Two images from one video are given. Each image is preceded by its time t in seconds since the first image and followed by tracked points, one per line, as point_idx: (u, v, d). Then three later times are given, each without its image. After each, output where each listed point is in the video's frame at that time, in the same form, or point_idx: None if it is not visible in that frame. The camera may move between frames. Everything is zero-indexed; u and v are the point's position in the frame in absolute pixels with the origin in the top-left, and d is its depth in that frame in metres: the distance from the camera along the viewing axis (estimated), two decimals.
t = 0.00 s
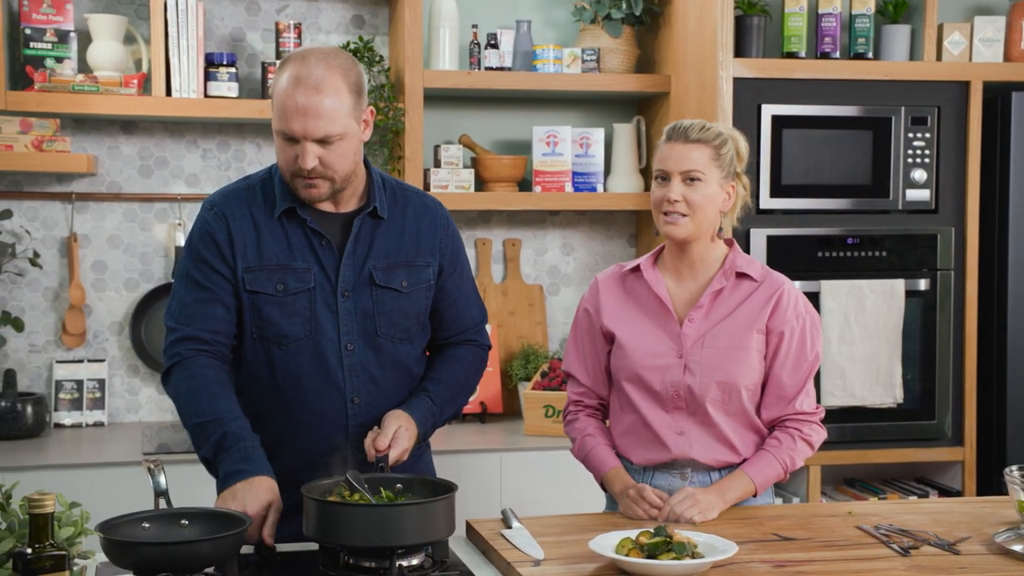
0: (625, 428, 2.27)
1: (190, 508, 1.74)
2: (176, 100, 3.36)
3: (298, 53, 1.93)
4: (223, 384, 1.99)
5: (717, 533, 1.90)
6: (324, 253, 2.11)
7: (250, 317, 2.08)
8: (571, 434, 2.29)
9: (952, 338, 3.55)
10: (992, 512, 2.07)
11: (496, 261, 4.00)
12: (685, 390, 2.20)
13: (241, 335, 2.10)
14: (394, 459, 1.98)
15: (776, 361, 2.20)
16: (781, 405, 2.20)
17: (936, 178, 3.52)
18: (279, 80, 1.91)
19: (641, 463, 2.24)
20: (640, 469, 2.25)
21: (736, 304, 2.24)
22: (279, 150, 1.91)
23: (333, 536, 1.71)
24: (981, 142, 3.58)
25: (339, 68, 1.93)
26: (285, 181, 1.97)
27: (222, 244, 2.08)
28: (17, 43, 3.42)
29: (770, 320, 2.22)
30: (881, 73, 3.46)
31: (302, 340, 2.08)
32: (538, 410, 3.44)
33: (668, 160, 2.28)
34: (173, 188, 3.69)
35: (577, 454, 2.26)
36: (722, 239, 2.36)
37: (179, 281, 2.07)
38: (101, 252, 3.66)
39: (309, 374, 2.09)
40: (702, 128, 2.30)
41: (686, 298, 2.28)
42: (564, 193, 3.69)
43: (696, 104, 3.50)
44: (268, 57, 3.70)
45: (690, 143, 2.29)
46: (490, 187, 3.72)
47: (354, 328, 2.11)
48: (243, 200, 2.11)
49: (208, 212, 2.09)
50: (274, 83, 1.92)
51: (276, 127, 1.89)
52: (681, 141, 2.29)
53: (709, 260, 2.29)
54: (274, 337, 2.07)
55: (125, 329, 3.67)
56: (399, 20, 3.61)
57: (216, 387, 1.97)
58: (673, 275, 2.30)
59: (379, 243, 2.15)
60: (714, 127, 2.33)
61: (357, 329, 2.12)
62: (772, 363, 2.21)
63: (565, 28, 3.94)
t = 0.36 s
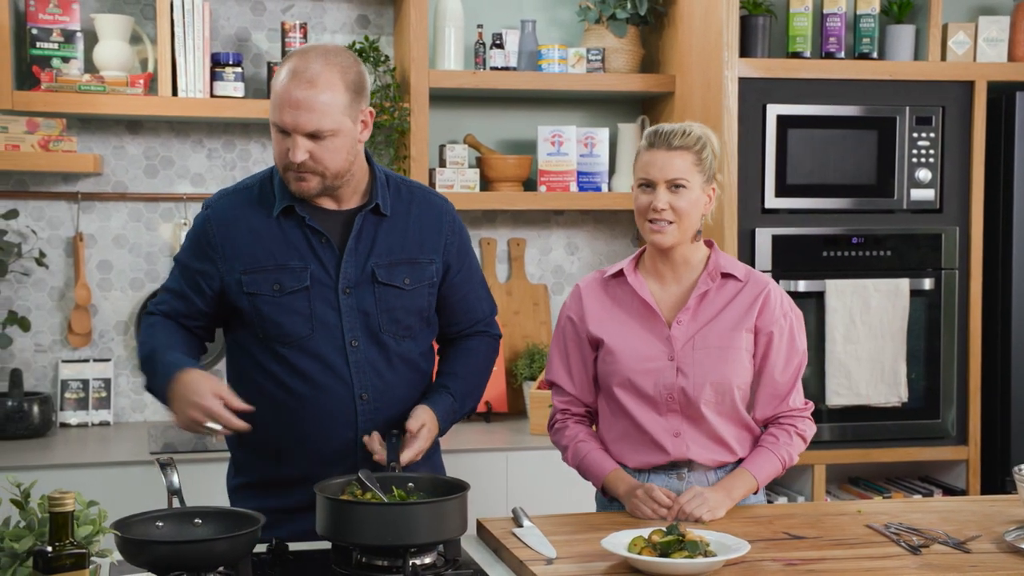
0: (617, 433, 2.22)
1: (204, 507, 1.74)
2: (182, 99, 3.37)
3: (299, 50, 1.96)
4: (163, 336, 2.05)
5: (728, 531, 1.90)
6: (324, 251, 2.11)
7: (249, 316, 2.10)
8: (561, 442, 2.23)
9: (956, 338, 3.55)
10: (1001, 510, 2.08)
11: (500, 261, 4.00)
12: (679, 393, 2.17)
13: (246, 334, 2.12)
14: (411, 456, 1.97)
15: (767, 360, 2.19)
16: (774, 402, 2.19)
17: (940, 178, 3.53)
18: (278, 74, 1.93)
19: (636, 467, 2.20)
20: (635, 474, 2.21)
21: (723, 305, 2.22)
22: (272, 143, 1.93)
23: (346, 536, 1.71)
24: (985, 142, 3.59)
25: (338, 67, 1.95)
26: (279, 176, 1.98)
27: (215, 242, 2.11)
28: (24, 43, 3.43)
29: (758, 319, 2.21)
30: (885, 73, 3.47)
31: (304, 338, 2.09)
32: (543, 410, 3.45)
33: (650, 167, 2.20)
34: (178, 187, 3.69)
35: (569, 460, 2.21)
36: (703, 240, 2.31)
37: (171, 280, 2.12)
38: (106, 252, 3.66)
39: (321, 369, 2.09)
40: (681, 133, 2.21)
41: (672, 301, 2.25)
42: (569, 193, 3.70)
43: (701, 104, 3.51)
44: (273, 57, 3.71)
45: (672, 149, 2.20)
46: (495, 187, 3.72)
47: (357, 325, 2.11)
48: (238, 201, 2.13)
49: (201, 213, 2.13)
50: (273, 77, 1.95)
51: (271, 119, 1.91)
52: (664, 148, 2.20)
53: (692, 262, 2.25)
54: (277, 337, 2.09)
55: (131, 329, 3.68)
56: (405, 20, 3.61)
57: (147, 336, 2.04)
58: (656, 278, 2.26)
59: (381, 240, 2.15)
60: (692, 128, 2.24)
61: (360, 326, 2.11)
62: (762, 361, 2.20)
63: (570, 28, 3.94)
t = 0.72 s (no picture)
0: (632, 436, 2.23)
1: (217, 506, 1.75)
2: (188, 99, 3.37)
3: (245, 63, 1.88)
4: (115, 394, 1.89)
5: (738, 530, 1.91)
6: (300, 266, 2.07)
7: (238, 344, 2.08)
8: (569, 444, 2.25)
9: (959, 337, 3.56)
10: (1008, 509, 2.09)
11: (504, 261, 4.01)
12: (693, 395, 2.18)
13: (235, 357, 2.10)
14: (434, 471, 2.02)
15: (776, 355, 2.19)
16: (782, 398, 2.19)
17: (944, 177, 3.54)
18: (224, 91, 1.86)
19: (652, 469, 2.21)
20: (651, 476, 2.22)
21: (731, 303, 2.22)
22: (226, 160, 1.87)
23: (359, 534, 1.72)
24: (989, 142, 3.59)
25: (287, 77, 1.87)
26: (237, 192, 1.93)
27: (190, 274, 2.06)
28: (29, 43, 3.42)
29: (766, 315, 2.21)
30: (889, 74, 3.47)
31: (294, 356, 2.07)
32: (548, 409, 3.47)
33: (658, 167, 2.19)
34: (183, 187, 3.69)
35: (579, 463, 2.22)
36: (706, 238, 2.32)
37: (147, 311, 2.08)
38: (111, 251, 3.66)
39: (317, 379, 2.07)
40: (686, 132, 2.23)
41: (679, 301, 2.25)
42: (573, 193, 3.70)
43: (705, 104, 3.52)
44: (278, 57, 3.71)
45: (681, 149, 2.21)
46: (499, 186, 3.73)
47: (341, 332, 2.08)
48: (208, 232, 2.08)
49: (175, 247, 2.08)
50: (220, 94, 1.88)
51: (223, 139, 1.85)
52: (672, 147, 2.21)
53: (695, 261, 2.26)
54: (266, 357, 2.07)
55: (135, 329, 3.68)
56: (410, 20, 3.62)
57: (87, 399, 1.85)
58: (662, 280, 2.27)
59: (353, 240, 2.12)
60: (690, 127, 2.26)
61: (344, 332, 2.08)
62: (771, 357, 2.20)
63: (574, 28, 3.95)
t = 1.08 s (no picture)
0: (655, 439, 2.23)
1: (233, 505, 1.76)
2: (195, 100, 3.37)
3: (258, 60, 1.90)
4: (139, 406, 1.84)
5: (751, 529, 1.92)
6: (318, 263, 2.08)
7: (257, 346, 2.07)
8: (590, 442, 2.26)
9: (965, 337, 3.57)
10: (1019, 508, 2.09)
11: (510, 260, 4.02)
12: (717, 402, 2.17)
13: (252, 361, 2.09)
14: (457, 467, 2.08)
15: (798, 360, 2.19)
16: (802, 399, 2.19)
17: (949, 177, 3.55)
18: (241, 87, 1.88)
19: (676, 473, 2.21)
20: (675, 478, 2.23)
21: (754, 308, 2.21)
22: (247, 156, 1.89)
23: (376, 533, 1.73)
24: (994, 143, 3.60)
25: (302, 70, 1.90)
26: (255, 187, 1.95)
27: (209, 280, 2.05)
28: (38, 43, 3.43)
29: (789, 320, 2.19)
30: (895, 73, 3.48)
31: (315, 352, 2.07)
32: (555, 408, 3.48)
33: (681, 184, 2.10)
34: (190, 187, 3.70)
35: (601, 460, 2.23)
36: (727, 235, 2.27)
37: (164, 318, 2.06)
38: (118, 251, 3.67)
39: (339, 374, 2.07)
40: (710, 142, 2.12)
41: (701, 305, 2.24)
42: (580, 193, 3.71)
43: (711, 104, 3.53)
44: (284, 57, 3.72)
45: (704, 162, 2.11)
46: (506, 186, 3.74)
47: (359, 325, 2.09)
48: (225, 238, 2.08)
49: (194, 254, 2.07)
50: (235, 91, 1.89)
51: (242, 133, 1.87)
52: (696, 160, 2.11)
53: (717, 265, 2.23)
54: (286, 357, 2.07)
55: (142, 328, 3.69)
56: (417, 20, 3.62)
57: (112, 411, 1.80)
58: (683, 283, 2.24)
59: (366, 234, 2.14)
60: (714, 132, 2.15)
61: (362, 326, 2.09)
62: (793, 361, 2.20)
63: (579, 28, 3.96)
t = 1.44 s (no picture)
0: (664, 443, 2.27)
1: (241, 505, 1.76)
2: (195, 100, 3.37)
3: (329, 48, 1.97)
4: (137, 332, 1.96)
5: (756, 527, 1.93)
6: (349, 253, 2.12)
7: (275, 322, 2.10)
8: (603, 440, 2.20)
9: (962, 336, 3.59)
10: (1021, 505, 2.11)
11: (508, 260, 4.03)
12: (728, 412, 2.21)
13: (263, 336, 2.12)
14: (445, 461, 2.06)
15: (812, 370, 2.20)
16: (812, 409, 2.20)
17: (947, 177, 3.57)
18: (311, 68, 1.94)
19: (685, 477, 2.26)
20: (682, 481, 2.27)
21: (768, 318, 2.22)
22: (306, 135, 1.94)
23: (384, 532, 1.73)
24: (990, 143, 3.62)
25: (371, 60, 1.98)
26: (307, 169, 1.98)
27: (236, 247, 2.10)
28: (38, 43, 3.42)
29: (804, 330, 2.20)
30: (893, 74, 3.50)
31: (331, 339, 2.10)
32: (554, 407, 3.49)
33: (695, 197, 2.10)
34: (189, 187, 3.70)
35: (614, 456, 2.15)
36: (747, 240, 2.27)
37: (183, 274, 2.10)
38: (117, 251, 3.66)
39: (349, 366, 2.10)
40: (725, 154, 2.12)
41: (716, 311, 2.26)
42: (578, 192, 3.72)
43: (710, 104, 3.54)
44: (284, 57, 3.72)
45: (719, 174, 2.11)
46: (505, 186, 3.75)
47: (380, 323, 2.12)
48: (258, 212, 2.13)
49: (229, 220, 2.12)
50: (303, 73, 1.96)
51: (306, 112, 1.92)
52: (711, 173, 2.11)
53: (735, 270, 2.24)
54: (300, 340, 2.09)
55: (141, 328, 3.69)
56: (417, 21, 3.63)
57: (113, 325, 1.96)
58: (699, 288, 2.26)
59: (404, 237, 2.17)
60: (729, 141, 2.15)
61: (383, 324, 2.12)
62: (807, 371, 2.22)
63: (577, 28, 3.97)
